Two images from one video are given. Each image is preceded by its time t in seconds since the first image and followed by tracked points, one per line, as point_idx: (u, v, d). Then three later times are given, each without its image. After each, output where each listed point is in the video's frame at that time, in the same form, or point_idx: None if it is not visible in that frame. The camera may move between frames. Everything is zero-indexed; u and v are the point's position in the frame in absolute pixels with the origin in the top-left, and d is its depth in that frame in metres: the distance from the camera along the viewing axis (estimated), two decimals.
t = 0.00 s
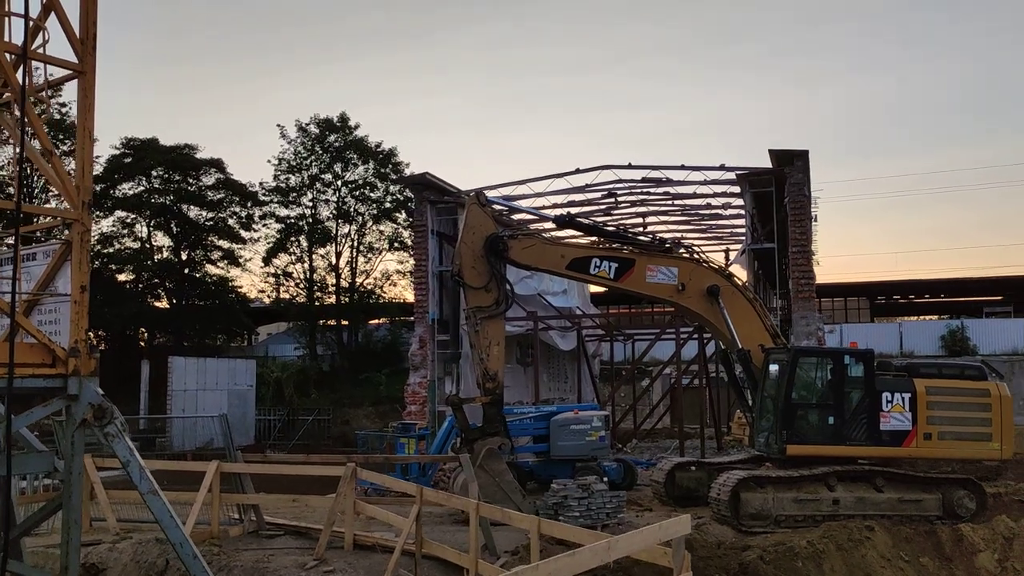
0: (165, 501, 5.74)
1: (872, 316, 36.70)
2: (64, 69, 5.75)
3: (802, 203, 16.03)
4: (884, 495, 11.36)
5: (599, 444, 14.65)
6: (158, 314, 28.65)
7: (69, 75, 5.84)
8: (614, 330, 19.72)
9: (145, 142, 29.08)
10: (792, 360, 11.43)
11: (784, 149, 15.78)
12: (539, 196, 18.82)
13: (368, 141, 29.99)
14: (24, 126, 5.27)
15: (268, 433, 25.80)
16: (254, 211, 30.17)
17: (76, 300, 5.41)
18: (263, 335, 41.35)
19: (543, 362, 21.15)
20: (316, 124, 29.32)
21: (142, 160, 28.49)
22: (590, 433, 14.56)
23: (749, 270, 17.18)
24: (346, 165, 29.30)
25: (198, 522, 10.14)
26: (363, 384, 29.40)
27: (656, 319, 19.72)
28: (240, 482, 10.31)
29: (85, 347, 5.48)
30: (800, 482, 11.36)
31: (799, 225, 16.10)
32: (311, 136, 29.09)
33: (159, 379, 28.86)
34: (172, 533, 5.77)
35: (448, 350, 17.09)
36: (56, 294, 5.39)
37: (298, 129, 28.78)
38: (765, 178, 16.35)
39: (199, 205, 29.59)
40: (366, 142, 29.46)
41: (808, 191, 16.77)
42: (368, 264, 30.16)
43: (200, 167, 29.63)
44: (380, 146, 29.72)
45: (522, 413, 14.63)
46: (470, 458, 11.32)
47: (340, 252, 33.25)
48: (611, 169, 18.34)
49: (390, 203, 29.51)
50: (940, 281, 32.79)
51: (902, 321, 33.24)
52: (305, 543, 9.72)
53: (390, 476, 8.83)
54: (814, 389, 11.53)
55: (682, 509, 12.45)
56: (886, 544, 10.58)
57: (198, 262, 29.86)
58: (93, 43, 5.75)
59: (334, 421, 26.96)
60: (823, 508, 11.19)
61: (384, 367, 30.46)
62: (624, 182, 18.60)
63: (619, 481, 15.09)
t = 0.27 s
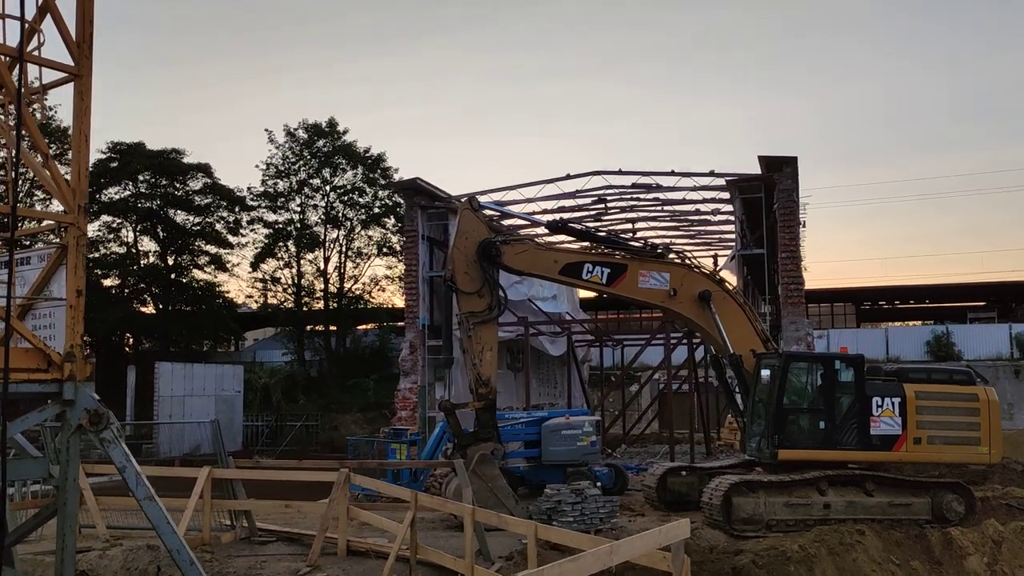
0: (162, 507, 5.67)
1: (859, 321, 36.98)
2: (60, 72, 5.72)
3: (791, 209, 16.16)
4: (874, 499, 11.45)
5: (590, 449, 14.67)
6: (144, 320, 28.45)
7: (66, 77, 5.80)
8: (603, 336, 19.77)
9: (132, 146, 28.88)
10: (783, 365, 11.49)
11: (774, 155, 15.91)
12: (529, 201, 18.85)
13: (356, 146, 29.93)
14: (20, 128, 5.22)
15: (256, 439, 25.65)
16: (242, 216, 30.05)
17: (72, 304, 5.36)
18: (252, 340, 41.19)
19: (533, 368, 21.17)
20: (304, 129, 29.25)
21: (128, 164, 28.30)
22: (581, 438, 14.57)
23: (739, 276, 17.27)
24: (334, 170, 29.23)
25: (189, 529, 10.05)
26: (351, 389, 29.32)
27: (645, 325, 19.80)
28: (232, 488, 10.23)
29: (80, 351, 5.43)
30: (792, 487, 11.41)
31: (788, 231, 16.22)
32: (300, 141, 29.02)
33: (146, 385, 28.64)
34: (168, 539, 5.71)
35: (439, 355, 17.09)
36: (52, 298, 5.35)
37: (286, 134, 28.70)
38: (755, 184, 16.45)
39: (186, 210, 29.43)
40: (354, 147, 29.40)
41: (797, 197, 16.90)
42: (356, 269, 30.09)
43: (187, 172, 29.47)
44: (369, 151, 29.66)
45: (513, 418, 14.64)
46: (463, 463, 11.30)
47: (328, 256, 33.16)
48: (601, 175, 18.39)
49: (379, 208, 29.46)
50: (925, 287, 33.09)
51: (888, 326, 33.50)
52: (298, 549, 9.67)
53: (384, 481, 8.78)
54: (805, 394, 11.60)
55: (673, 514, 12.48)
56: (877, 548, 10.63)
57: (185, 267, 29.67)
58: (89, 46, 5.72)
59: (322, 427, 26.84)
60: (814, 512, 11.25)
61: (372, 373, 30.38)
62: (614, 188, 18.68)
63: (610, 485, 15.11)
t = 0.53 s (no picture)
0: (158, 516, 5.61)
1: (847, 328, 37.17)
2: (55, 77, 5.66)
3: (782, 216, 16.20)
4: (867, 506, 11.47)
5: (582, 457, 14.61)
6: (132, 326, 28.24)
7: (61, 82, 5.75)
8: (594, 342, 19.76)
9: (120, 152, 28.69)
10: (776, 372, 11.50)
11: (765, 163, 15.98)
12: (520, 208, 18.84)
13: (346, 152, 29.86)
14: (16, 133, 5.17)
15: (244, 447, 25.47)
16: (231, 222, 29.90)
17: (67, 310, 5.31)
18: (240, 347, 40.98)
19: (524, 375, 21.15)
20: (293, 135, 29.17)
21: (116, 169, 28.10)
22: (573, 445, 14.52)
23: (730, 283, 17.32)
24: (324, 177, 29.15)
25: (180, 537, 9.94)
26: (340, 396, 29.17)
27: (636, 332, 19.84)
28: (224, 495, 10.13)
29: (76, 358, 5.36)
30: (785, 494, 11.42)
31: (779, 238, 16.27)
32: (289, 147, 28.94)
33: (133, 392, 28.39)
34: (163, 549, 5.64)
35: (430, 362, 17.03)
36: (47, 304, 5.28)
37: (276, 140, 28.61)
38: (746, 191, 16.51)
39: (174, 216, 29.25)
40: (344, 153, 29.33)
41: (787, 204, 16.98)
42: (346, 276, 30.00)
43: (176, 178, 29.31)
44: (358, 158, 29.60)
45: (505, 425, 14.58)
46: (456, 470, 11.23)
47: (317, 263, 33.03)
48: (592, 182, 18.41)
49: (369, 214, 29.38)
50: (913, 294, 33.31)
51: (876, 334, 33.69)
52: (291, 557, 9.58)
53: (378, 488, 8.69)
54: (798, 401, 11.61)
55: (666, 521, 12.46)
56: (870, 555, 10.64)
57: (173, 273, 29.47)
58: (85, 50, 5.67)
59: (311, 434, 26.69)
60: (807, 519, 11.25)
61: (361, 380, 30.26)
62: (605, 195, 18.70)
63: (602, 493, 15.06)
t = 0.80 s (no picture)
0: (151, 526, 5.55)
1: (836, 334, 37.35)
2: (48, 83, 5.61)
3: (772, 222, 16.24)
4: (859, 512, 11.50)
5: (574, 463, 14.58)
6: (119, 334, 28.02)
7: (53, 90, 5.70)
8: (584, 349, 19.76)
9: (107, 159, 28.51)
10: (768, 378, 11.52)
11: (754, 169, 16.04)
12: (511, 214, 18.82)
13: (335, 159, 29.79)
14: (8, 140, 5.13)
15: (233, 455, 25.30)
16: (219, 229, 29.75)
17: (60, 319, 5.25)
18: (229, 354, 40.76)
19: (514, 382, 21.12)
20: (282, 142, 29.09)
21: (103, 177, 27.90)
22: (565, 452, 14.48)
23: (720, 289, 17.37)
24: (313, 184, 29.05)
25: (170, 547, 9.84)
26: (330, 404, 29.04)
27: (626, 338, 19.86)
28: (215, 504, 10.04)
29: (68, 366, 5.30)
30: (777, 500, 11.43)
31: (769, 245, 16.31)
32: (278, 154, 28.84)
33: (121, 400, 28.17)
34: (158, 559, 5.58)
35: (421, 369, 16.96)
36: (38, 312, 5.22)
37: (265, 148, 28.51)
38: (736, 198, 16.56)
39: (162, 224, 29.07)
40: (333, 160, 29.25)
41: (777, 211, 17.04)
42: (335, 283, 29.91)
43: (164, 185, 29.15)
44: (348, 165, 29.54)
45: (496, 432, 14.53)
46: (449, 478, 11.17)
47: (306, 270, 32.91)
48: (582, 189, 18.43)
49: (358, 221, 29.30)
50: (900, 300, 33.52)
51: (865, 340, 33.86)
52: (282, 566, 9.50)
53: (371, 496, 8.61)
54: (790, 407, 11.63)
55: (659, 528, 12.45)
56: (863, 560, 10.64)
57: (161, 280, 29.28)
58: (78, 56, 5.62)
59: (300, 442, 26.54)
60: (800, 525, 11.27)
61: (351, 388, 30.14)
62: (595, 202, 18.72)
63: (594, 500, 15.03)
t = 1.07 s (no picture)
0: (144, 534, 5.52)
1: (825, 336, 37.52)
2: (38, 90, 5.57)
3: (761, 225, 16.30)
4: (850, 513, 11.54)
5: (566, 467, 14.56)
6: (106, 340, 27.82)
7: (43, 96, 5.66)
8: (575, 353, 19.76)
9: (94, 165, 28.33)
10: (759, 381, 11.55)
11: (743, 173, 16.09)
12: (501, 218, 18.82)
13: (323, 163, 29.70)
14: None
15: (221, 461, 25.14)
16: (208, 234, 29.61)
17: (51, 326, 5.20)
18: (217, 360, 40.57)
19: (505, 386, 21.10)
20: (270, 147, 28.99)
21: (90, 182, 27.74)
22: (556, 456, 14.46)
23: (711, 292, 17.41)
24: (301, 188, 28.96)
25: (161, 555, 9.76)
26: (320, 409, 28.92)
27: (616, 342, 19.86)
28: (206, 512, 9.96)
29: (60, 375, 5.25)
30: (769, 503, 11.46)
31: (759, 248, 16.36)
32: (266, 158, 28.75)
33: (108, 407, 27.97)
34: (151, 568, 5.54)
35: (412, 374, 16.91)
36: (30, 320, 5.18)
37: (253, 152, 28.41)
38: (725, 201, 16.62)
39: (150, 229, 28.90)
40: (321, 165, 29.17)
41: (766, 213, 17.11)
42: (324, 288, 29.81)
43: (151, 190, 28.99)
44: (336, 169, 29.47)
45: (488, 437, 14.50)
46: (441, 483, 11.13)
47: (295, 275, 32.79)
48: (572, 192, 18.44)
49: (347, 226, 29.22)
50: (888, 301, 33.71)
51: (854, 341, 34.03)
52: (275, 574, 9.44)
53: (363, 502, 8.55)
54: (781, 409, 11.66)
55: (651, 531, 12.45)
56: (855, 562, 10.66)
57: (149, 286, 29.13)
58: (69, 63, 5.58)
59: (290, 448, 26.41)
60: (792, 527, 11.30)
61: (340, 393, 30.02)
62: (585, 205, 18.74)
63: (586, 504, 15.02)
